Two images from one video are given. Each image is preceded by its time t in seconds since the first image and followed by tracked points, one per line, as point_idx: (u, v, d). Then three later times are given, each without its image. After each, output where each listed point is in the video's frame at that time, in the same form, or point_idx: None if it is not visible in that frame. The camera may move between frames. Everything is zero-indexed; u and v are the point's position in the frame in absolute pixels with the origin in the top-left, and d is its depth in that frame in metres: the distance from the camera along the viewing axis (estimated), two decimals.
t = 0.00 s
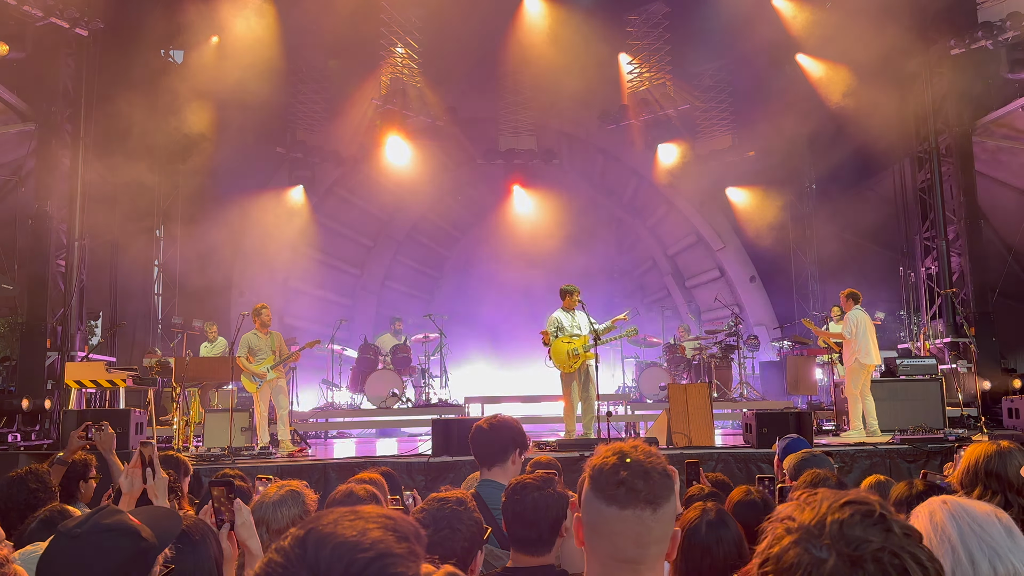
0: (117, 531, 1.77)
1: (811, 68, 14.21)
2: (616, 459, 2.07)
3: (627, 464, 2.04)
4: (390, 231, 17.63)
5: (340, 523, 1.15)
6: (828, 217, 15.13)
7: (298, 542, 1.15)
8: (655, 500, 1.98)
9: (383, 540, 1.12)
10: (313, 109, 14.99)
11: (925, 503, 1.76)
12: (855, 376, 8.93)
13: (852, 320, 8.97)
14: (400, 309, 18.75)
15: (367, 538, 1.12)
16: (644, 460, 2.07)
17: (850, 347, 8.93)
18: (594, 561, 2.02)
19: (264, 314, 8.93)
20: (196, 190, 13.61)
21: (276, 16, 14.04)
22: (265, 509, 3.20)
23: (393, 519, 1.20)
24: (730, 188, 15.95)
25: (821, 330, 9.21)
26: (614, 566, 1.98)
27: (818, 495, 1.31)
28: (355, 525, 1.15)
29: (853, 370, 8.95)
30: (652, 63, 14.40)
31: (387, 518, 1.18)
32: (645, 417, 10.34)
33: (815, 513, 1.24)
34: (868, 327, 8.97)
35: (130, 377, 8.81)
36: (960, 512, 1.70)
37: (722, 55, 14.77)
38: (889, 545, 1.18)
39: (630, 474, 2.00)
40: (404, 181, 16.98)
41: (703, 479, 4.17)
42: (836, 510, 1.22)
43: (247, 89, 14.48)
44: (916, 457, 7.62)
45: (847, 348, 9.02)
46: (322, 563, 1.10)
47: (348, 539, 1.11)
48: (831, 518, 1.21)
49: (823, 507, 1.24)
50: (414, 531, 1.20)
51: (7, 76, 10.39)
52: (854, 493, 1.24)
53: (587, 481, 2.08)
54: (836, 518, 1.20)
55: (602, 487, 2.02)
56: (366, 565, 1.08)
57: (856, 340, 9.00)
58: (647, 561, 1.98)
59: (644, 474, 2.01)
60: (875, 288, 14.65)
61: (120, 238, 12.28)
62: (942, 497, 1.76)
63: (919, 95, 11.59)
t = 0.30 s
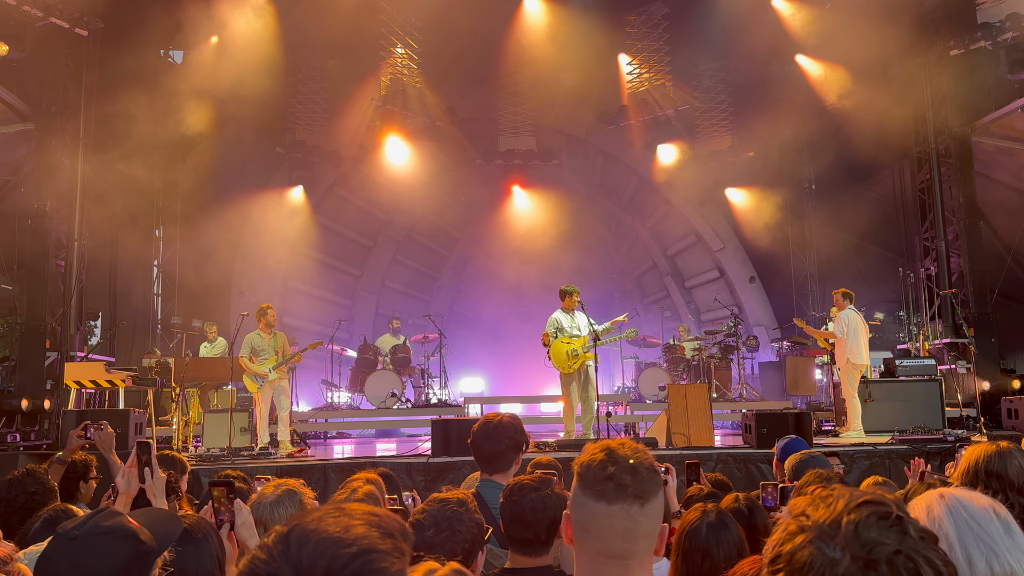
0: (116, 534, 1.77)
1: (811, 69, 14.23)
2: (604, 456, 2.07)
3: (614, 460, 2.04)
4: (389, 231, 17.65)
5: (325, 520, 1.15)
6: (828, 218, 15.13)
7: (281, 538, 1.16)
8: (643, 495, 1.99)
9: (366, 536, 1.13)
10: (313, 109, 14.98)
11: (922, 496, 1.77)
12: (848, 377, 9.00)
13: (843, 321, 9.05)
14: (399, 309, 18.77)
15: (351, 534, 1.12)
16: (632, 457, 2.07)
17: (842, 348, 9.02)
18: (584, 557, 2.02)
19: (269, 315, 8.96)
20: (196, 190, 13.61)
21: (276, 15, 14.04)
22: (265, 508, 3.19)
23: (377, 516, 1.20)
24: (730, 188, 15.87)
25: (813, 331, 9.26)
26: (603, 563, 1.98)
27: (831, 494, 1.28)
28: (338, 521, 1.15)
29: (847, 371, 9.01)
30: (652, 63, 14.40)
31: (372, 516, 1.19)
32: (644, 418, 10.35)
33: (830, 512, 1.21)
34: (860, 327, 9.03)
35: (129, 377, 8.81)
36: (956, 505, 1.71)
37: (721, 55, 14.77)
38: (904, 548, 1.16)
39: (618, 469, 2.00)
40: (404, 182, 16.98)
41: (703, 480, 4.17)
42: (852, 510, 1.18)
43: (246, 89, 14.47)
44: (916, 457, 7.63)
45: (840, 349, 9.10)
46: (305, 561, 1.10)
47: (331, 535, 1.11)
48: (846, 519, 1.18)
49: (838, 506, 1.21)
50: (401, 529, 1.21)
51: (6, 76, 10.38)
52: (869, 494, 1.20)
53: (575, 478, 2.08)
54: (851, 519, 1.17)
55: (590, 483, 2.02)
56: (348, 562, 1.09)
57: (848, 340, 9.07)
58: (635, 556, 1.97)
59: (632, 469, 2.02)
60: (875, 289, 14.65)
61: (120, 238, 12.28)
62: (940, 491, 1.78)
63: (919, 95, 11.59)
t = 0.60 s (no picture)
0: (119, 532, 1.77)
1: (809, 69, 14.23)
2: (584, 466, 2.03)
3: (594, 472, 2.00)
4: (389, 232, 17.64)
5: (319, 522, 1.15)
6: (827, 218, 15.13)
7: (276, 541, 1.16)
8: (621, 510, 1.96)
9: (361, 538, 1.13)
10: (312, 110, 14.96)
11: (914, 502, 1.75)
12: (847, 378, 8.99)
13: (841, 322, 9.06)
14: (399, 309, 18.77)
15: (345, 536, 1.12)
16: (613, 466, 2.02)
17: (840, 349, 9.02)
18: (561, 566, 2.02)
19: (275, 315, 8.95)
20: (195, 190, 13.59)
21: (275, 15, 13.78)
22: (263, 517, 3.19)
23: (371, 516, 1.20)
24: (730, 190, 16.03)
25: (812, 330, 9.26)
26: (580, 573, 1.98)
27: (836, 494, 1.27)
28: (333, 522, 1.15)
29: (845, 372, 9.00)
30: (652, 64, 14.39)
31: (367, 517, 1.19)
32: (644, 418, 10.35)
33: (837, 513, 1.21)
34: (858, 327, 9.03)
35: (129, 378, 8.81)
36: (948, 513, 1.68)
37: (721, 56, 14.75)
38: (915, 545, 1.16)
39: (596, 484, 1.97)
40: (404, 183, 16.99)
41: (702, 481, 4.16)
42: (860, 509, 1.18)
43: (246, 89, 14.45)
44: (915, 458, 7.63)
45: (838, 350, 9.10)
46: (300, 562, 1.11)
47: (327, 536, 1.12)
48: (856, 518, 1.18)
49: (846, 507, 1.20)
50: (396, 529, 1.21)
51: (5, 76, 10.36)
52: (875, 493, 1.21)
53: (555, 487, 2.06)
54: (862, 518, 1.17)
55: (568, 496, 1.99)
56: (342, 564, 1.09)
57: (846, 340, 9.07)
58: (612, 568, 1.97)
59: (611, 484, 1.98)
60: (874, 289, 14.65)
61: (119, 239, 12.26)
62: (932, 497, 1.75)
63: (919, 96, 11.59)
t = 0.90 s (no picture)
0: (123, 533, 1.77)
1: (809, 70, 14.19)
2: (564, 473, 2.03)
3: (573, 479, 2.00)
4: (388, 233, 17.63)
5: (301, 521, 1.15)
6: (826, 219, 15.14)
7: (258, 541, 1.15)
8: (601, 516, 1.96)
9: (342, 537, 1.13)
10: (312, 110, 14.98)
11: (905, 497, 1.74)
12: (846, 378, 9.00)
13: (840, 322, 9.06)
14: (398, 310, 18.75)
15: (326, 536, 1.12)
16: (592, 472, 2.01)
17: (838, 349, 9.03)
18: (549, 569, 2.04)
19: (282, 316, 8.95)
20: (194, 191, 13.58)
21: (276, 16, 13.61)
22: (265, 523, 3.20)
23: (355, 516, 1.20)
24: (729, 191, 16.02)
25: (811, 331, 9.25)
26: None
27: (862, 490, 1.28)
28: (315, 523, 1.15)
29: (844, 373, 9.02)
30: (651, 65, 14.38)
31: (349, 516, 1.19)
32: (643, 419, 10.35)
33: (866, 511, 1.21)
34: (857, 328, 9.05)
35: (128, 378, 8.81)
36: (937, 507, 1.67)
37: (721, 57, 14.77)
38: (945, 546, 1.16)
39: (575, 493, 1.97)
40: (403, 184, 16.99)
41: (701, 482, 4.16)
42: (890, 508, 1.19)
43: (245, 90, 14.46)
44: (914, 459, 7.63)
45: (837, 350, 9.11)
46: (279, 563, 1.10)
47: (307, 537, 1.11)
48: (887, 518, 1.18)
49: (877, 505, 1.20)
50: (378, 528, 1.21)
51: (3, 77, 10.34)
52: (905, 492, 1.21)
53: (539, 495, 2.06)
54: (892, 518, 1.17)
55: (549, 504, 2.00)
56: (322, 563, 1.08)
57: (845, 341, 9.09)
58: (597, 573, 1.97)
59: (590, 492, 1.97)
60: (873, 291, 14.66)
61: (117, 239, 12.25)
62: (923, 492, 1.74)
63: (918, 97, 11.59)
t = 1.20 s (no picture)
0: (131, 535, 1.78)
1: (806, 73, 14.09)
2: (581, 467, 2.05)
3: (590, 472, 2.02)
4: (387, 234, 17.63)
5: (290, 524, 1.15)
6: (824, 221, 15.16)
7: (246, 544, 1.16)
8: (616, 510, 1.96)
9: (330, 540, 1.13)
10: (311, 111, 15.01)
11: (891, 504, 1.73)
12: (845, 379, 9.02)
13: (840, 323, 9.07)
14: (396, 311, 18.75)
15: (315, 538, 1.12)
16: (608, 468, 2.03)
17: (837, 350, 9.05)
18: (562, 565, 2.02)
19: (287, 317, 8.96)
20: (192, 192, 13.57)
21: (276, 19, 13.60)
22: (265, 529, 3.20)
23: (343, 519, 1.20)
24: (728, 193, 16.09)
25: (811, 332, 9.26)
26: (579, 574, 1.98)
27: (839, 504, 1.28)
28: (303, 526, 1.15)
29: (842, 373, 9.05)
30: (649, 67, 14.39)
31: (338, 519, 1.19)
32: (642, 420, 10.36)
33: (842, 525, 1.21)
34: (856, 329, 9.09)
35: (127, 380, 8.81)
36: (925, 513, 1.66)
37: (719, 59, 14.78)
38: (918, 560, 1.16)
39: (591, 484, 1.98)
40: (402, 186, 16.99)
41: (701, 484, 4.14)
42: (866, 523, 1.19)
43: (243, 91, 14.46)
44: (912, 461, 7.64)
45: (836, 351, 9.12)
46: (267, 564, 1.10)
47: (297, 539, 1.12)
48: (861, 532, 1.18)
49: (851, 519, 1.21)
50: (368, 530, 1.21)
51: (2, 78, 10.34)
52: (880, 507, 1.22)
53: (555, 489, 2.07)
54: (867, 532, 1.17)
55: (564, 497, 2.01)
56: (311, 566, 1.09)
57: (845, 342, 9.10)
58: (609, 570, 1.96)
59: (606, 484, 1.99)
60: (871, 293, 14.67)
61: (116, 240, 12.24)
62: (910, 498, 1.74)
63: (916, 99, 11.60)
